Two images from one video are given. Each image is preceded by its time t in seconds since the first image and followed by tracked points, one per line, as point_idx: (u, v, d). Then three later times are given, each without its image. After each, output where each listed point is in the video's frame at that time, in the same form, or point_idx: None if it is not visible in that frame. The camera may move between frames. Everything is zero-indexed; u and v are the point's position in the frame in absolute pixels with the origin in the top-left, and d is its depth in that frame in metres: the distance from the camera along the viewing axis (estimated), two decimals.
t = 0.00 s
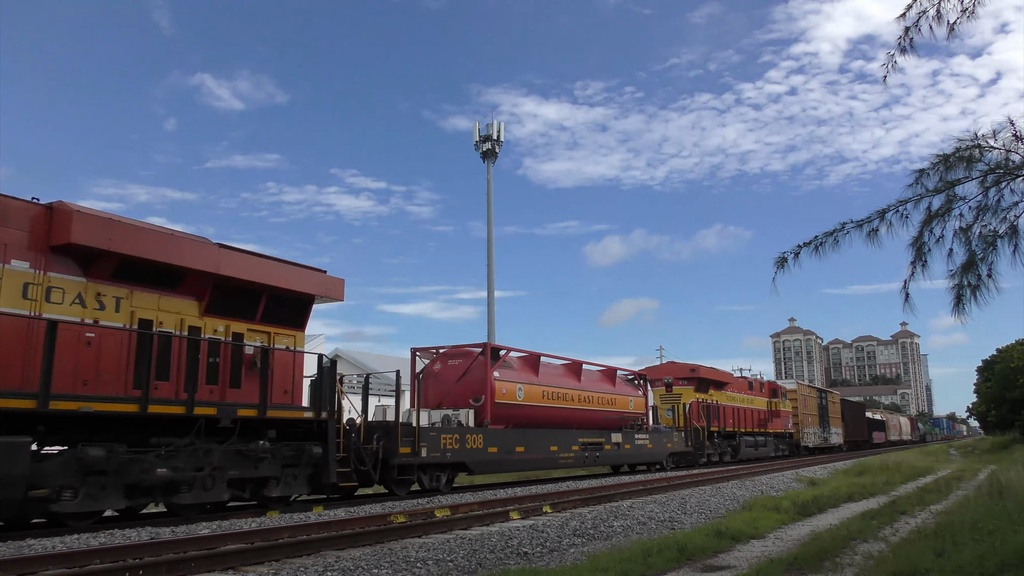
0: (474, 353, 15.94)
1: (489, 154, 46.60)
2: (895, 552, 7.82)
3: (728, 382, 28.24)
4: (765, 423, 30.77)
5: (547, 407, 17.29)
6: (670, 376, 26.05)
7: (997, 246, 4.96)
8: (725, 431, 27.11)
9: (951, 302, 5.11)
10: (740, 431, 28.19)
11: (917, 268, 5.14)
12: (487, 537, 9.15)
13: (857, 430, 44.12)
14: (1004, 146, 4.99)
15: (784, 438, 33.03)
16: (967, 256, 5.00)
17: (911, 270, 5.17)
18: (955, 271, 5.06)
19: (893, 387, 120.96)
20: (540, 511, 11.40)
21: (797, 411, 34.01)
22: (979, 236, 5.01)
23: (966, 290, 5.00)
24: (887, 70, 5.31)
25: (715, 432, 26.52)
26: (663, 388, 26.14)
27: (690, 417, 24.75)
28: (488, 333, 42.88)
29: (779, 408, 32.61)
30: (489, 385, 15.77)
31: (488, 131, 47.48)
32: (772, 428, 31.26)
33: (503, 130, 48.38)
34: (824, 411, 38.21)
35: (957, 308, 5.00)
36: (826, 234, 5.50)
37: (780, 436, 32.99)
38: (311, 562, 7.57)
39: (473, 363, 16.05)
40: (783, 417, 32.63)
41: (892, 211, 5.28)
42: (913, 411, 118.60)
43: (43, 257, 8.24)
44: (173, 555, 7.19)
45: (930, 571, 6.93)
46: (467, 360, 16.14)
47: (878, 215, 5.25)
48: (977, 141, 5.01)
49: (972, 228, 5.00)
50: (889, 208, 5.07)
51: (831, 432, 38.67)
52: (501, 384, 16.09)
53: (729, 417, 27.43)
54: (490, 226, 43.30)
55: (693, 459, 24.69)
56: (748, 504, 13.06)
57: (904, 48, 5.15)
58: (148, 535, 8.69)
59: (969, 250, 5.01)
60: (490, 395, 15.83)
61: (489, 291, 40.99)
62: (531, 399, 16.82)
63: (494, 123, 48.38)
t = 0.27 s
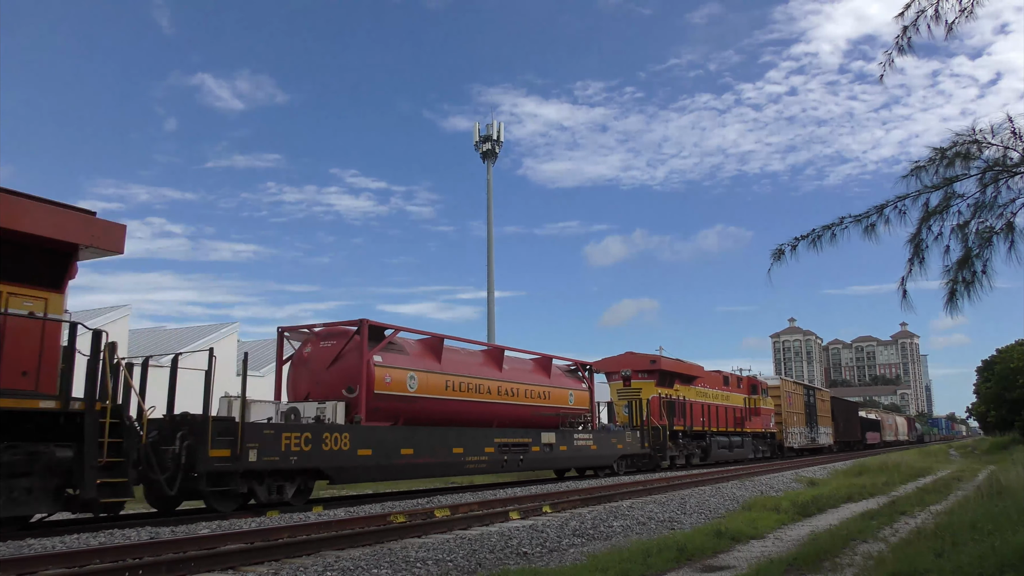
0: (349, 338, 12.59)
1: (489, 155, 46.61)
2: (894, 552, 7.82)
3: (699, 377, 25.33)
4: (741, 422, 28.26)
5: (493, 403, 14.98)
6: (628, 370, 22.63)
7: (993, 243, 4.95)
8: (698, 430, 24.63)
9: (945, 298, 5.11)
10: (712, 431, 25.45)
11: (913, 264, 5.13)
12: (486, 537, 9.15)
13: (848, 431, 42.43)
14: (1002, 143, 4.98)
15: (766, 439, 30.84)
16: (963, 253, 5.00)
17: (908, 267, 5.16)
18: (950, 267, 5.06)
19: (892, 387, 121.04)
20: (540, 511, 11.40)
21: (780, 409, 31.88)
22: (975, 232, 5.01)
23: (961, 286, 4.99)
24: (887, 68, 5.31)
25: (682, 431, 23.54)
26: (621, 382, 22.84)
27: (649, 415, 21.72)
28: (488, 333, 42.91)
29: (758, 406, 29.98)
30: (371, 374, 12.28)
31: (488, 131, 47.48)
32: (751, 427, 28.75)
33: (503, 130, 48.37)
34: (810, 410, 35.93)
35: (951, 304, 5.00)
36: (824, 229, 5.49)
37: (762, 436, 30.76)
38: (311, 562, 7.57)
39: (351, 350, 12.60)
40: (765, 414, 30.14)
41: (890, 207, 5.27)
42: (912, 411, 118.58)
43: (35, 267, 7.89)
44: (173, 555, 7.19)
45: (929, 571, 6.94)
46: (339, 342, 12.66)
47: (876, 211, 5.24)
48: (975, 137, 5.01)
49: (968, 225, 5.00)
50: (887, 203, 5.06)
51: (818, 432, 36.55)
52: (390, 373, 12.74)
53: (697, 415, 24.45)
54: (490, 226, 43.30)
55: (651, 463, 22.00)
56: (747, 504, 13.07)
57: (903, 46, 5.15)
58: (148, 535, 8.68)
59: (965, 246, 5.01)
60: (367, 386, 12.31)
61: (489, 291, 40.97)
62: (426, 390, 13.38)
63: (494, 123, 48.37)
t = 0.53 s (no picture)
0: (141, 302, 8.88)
1: (489, 155, 46.62)
2: (894, 552, 7.83)
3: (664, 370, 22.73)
4: (715, 420, 25.70)
5: (432, 401, 12.76)
6: (575, 359, 19.70)
7: (992, 241, 4.95)
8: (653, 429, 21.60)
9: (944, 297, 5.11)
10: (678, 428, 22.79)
11: (912, 263, 5.13)
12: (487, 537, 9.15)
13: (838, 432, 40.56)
14: (1002, 142, 4.99)
15: (747, 441, 28.42)
16: (962, 251, 5.00)
17: (906, 265, 5.16)
18: (949, 266, 5.07)
19: (893, 387, 121.09)
20: (540, 511, 11.41)
21: (761, 406, 29.59)
22: (974, 231, 5.01)
23: (960, 285, 4.99)
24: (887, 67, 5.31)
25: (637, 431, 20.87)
26: (566, 374, 19.91)
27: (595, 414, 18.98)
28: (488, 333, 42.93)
29: (734, 403, 27.36)
30: (176, 358, 9.03)
31: (489, 131, 47.49)
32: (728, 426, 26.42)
33: (503, 130, 48.37)
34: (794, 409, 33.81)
35: (950, 302, 5.00)
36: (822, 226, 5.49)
37: (741, 438, 28.29)
38: (311, 562, 7.58)
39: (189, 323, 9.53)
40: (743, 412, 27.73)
41: (888, 204, 5.27)
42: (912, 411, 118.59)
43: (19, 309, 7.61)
44: (173, 555, 7.18)
45: (929, 571, 6.95)
46: (136, 310, 9.22)
47: (874, 208, 5.23)
48: (974, 136, 5.01)
49: (967, 223, 5.00)
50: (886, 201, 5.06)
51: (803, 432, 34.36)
52: (206, 353, 9.48)
53: (659, 410, 21.99)
54: (490, 226, 43.31)
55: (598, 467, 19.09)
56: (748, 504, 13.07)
57: (902, 46, 5.15)
58: (147, 535, 8.66)
59: (964, 245, 5.01)
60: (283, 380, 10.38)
61: (489, 291, 40.97)
62: (266, 377, 10.10)
63: (494, 123, 48.38)
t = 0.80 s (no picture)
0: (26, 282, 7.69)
1: (489, 155, 46.63)
2: (894, 552, 7.82)
3: (614, 360, 20.11)
4: (680, 418, 23.21)
5: (274, 391, 9.69)
6: (502, 344, 17.05)
7: (992, 241, 4.95)
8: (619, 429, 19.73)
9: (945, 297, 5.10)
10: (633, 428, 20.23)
11: (911, 263, 5.13)
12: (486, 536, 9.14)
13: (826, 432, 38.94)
14: (1002, 142, 4.98)
15: (719, 440, 26.30)
16: (962, 251, 5.00)
17: (906, 265, 5.16)
18: (949, 266, 5.07)
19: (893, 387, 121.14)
20: (540, 511, 11.40)
21: (738, 404, 27.82)
22: (974, 231, 5.01)
23: (960, 285, 5.00)
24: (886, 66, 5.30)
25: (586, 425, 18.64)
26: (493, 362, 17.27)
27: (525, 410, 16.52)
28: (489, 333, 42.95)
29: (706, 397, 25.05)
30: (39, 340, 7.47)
31: (489, 131, 47.50)
32: (698, 425, 24.04)
33: (503, 129, 48.37)
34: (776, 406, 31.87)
35: (950, 303, 5.00)
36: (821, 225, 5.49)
37: (713, 437, 26.20)
38: (311, 561, 7.58)
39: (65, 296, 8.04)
40: (716, 410, 25.48)
41: (887, 204, 5.27)
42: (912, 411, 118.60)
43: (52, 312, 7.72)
44: (173, 554, 7.18)
45: (929, 571, 6.95)
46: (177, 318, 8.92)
47: (873, 208, 5.22)
48: (974, 136, 5.01)
49: (967, 224, 5.00)
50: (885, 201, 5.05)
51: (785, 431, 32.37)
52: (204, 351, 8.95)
53: (608, 406, 19.33)
54: (490, 226, 43.33)
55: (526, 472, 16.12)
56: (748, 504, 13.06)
57: (902, 46, 5.14)
58: (147, 535, 8.65)
59: (964, 245, 5.01)
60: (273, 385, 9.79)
61: (489, 291, 41.00)
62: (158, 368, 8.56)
63: (494, 123, 48.39)
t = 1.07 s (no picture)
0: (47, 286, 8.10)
1: (489, 155, 46.64)
2: (894, 552, 7.83)
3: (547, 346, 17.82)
4: (633, 415, 20.97)
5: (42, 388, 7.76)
6: (399, 324, 14.60)
7: (994, 244, 4.95)
8: (565, 430, 17.97)
9: (947, 300, 5.09)
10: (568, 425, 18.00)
11: (912, 266, 5.11)
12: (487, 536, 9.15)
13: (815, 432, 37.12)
14: (1002, 144, 4.98)
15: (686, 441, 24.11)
16: (963, 254, 4.99)
17: (906, 269, 5.15)
18: (951, 269, 5.05)
19: (893, 387, 121.19)
20: (540, 511, 11.41)
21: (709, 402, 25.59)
22: (975, 233, 5.00)
23: (963, 288, 4.98)
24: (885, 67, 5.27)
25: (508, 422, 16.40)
26: (391, 346, 14.88)
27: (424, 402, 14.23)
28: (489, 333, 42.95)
29: (669, 392, 22.91)
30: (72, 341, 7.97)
31: (489, 131, 47.50)
32: (657, 423, 21.90)
33: (503, 129, 48.36)
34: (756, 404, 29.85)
35: (953, 306, 4.98)
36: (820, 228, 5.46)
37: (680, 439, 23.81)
38: (311, 561, 7.59)
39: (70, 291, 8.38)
40: (680, 408, 23.24)
41: (887, 207, 5.25)
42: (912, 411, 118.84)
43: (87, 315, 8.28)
44: (173, 554, 7.19)
45: (929, 571, 6.96)
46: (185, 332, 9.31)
47: (874, 211, 5.19)
48: (975, 138, 5.01)
49: (968, 226, 4.99)
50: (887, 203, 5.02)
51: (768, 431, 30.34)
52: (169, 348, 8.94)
53: (539, 400, 17.24)
54: (490, 226, 43.33)
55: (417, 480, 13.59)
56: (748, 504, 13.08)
57: (902, 48, 5.12)
58: (147, 535, 8.65)
59: (965, 248, 5.00)
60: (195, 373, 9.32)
61: (489, 291, 41.00)
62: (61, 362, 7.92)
63: (494, 123, 48.38)
